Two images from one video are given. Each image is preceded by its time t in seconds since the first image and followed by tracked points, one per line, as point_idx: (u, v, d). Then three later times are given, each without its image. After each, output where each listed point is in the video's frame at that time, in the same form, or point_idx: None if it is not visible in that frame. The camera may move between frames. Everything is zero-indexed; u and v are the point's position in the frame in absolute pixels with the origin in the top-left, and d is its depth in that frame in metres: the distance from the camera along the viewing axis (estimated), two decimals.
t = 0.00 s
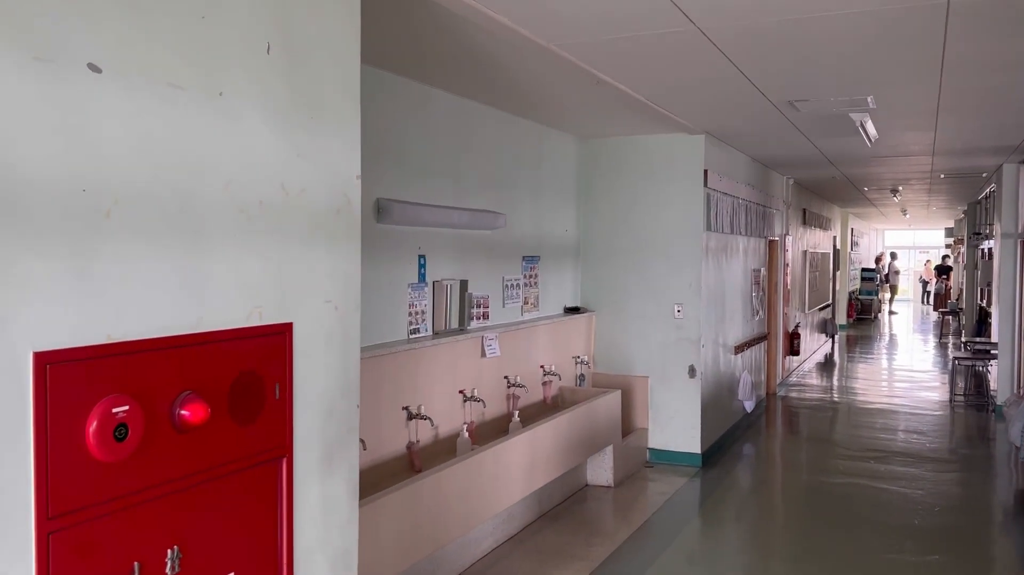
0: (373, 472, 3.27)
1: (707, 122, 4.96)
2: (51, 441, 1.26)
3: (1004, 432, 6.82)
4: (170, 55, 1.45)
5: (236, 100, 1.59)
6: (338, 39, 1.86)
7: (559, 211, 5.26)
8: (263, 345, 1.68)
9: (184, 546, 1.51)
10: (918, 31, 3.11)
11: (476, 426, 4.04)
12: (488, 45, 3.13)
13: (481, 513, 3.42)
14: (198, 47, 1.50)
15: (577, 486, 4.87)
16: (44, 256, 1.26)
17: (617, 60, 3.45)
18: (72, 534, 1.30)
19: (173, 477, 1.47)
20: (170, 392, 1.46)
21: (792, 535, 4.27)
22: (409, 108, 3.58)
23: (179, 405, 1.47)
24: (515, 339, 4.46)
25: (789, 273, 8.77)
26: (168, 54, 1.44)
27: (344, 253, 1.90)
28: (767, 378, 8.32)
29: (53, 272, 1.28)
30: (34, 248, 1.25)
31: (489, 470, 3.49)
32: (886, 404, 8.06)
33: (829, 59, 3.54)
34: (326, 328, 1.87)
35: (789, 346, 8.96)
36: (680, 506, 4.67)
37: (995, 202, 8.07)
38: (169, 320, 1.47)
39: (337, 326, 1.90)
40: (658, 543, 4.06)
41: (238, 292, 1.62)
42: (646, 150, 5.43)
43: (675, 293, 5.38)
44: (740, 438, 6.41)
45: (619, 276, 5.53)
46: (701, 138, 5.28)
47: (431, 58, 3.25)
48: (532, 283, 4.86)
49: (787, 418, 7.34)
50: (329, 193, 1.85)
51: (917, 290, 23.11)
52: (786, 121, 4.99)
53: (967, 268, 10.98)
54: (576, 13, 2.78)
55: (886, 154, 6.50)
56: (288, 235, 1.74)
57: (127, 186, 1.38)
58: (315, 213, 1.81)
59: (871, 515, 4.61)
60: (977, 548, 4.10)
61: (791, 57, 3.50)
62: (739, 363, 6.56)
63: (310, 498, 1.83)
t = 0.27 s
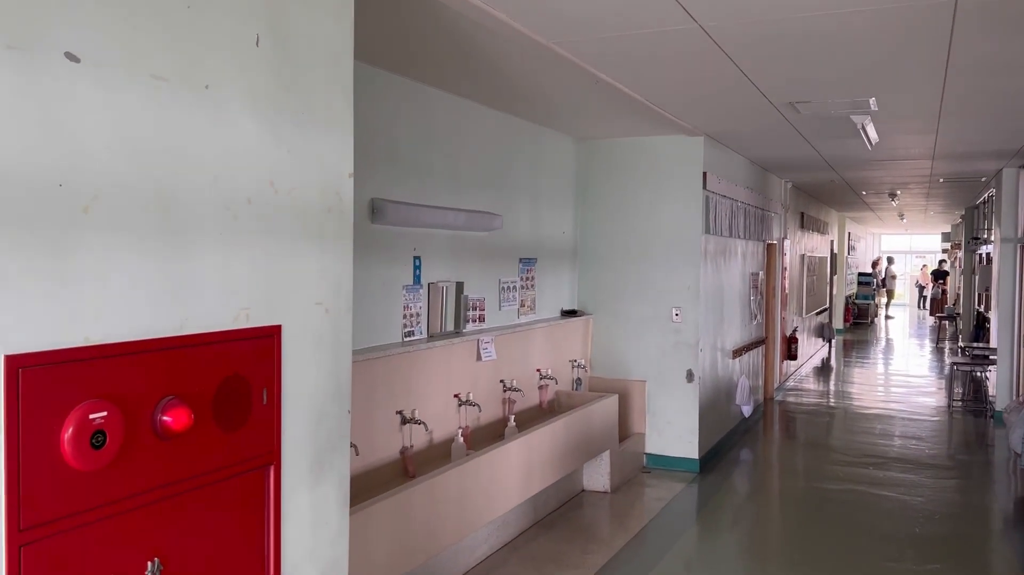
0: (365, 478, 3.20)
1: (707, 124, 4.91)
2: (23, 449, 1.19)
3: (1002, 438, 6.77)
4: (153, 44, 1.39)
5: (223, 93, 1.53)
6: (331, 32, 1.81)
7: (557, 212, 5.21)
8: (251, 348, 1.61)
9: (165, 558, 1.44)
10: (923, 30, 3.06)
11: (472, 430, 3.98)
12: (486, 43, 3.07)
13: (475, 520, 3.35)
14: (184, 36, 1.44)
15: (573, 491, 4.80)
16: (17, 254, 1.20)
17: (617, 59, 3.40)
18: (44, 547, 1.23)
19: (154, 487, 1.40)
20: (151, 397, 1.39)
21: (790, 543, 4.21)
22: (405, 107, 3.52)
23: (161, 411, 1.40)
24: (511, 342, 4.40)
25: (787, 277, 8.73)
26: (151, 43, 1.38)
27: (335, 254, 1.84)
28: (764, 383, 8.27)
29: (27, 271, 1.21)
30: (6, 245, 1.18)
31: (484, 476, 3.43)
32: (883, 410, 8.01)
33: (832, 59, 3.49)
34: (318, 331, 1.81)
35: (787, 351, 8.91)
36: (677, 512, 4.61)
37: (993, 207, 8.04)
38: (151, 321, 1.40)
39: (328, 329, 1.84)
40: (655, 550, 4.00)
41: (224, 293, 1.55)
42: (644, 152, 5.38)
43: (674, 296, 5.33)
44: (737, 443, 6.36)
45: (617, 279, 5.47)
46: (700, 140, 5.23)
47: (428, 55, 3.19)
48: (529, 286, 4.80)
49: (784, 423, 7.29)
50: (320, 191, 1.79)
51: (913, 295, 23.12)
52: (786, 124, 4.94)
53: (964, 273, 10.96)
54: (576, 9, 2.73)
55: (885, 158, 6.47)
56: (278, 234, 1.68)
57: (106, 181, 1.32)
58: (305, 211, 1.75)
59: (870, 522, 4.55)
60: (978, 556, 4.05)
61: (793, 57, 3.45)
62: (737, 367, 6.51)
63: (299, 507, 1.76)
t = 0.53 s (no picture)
0: (361, 483, 3.16)
1: (708, 125, 4.88)
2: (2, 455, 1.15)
3: (1006, 443, 6.71)
4: (141, 38, 1.35)
5: (213, 89, 1.49)
6: (325, 28, 1.77)
7: (557, 214, 5.17)
8: (241, 351, 1.57)
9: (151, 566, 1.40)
10: (928, 30, 3.02)
11: (470, 434, 3.94)
12: (485, 42, 3.05)
13: (473, 525, 3.31)
14: (173, 30, 1.41)
15: (573, 496, 4.76)
16: None
17: (618, 58, 3.37)
18: (25, 555, 1.19)
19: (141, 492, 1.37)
20: (138, 401, 1.36)
21: (792, 548, 4.16)
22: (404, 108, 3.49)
23: (148, 415, 1.36)
24: (510, 345, 4.36)
25: (789, 280, 8.69)
26: (138, 37, 1.34)
27: (329, 255, 1.81)
28: (766, 387, 8.22)
29: (7, 271, 1.17)
30: None
31: (482, 480, 3.39)
32: (886, 414, 7.96)
33: (835, 59, 3.45)
34: (311, 333, 1.77)
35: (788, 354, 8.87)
36: (678, 516, 4.56)
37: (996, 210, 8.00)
38: (138, 323, 1.37)
39: (321, 332, 1.80)
40: (656, 556, 3.95)
41: (214, 294, 1.52)
42: (645, 154, 5.34)
43: (674, 299, 5.29)
44: (738, 448, 6.31)
45: (618, 282, 5.44)
46: (702, 141, 5.20)
47: (427, 54, 3.16)
48: (528, 288, 4.77)
49: (786, 427, 7.25)
50: (313, 190, 1.75)
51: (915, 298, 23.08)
52: (789, 126, 4.91)
53: (966, 277, 10.91)
54: (576, 6, 2.69)
55: (888, 160, 6.43)
56: (270, 234, 1.64)
57: (90, 179, 1.28)
58: (298, 211, 1.71)
59: (872, 528, 4.50)
60: (981, 563, 4.00)
61: (796, 57, 3.41)
62: (738, 370, 6.47)
63: (291, 513, 1.72)
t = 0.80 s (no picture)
0: (359, 487, 3.13)
1: (712, 126, 4.84)
2: None
3: (1015, 447, 6.62)
4: (122, 36, 1.32)
5: (198, 89, 1.46)
6: (315, 27, 1.75)
7: (560, 216, 5.13)
8: (227, 356, 1.54)
9: None
10: (933, 29, 2.97)
11: (471, 438, 3.90)
12: (484, 42, 3.02)
13: (472, 531, 3.28)
14: (155, 28, 1.38)
15: (575, 500, 4.72)
16: None
17: (618, 58, 3.33)
18: None
19: (121, 500, 1.34)
20: (119, 407, 1.33)
21: (796, 553, 4.11)
22: (404, 109, 3.46)
23: (130, 421, 1.33)
24: (511, 348, 4.33)
25: (795, 282, 8.62)
26: (120, 36, 1.32)
27: (319, 258, 1.78)
28: (771, 390, 8.16)
29: None
30: None
31: (482, 484, 3.36)
32: (893, 417, 7.88)
33: (839, 58, 3.40)
34: (301, 338, 1.74)
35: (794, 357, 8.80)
36: (681, 521, 4.51)
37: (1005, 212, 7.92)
38: (119, 328, 1.34)
39: (312, 336, 1.77)
40: (658, 561, 3.91)
41: (200, 298, 1.49)
42: (649, 155, 5.30)
43: (678, 301, 5.25)
44: (743, 451, 6.25)
45: (621, 284, 5.40)
46: (706, 142, 5.15)
47: (426, 54, 3.14)
48: (530, 291, 4.73)
49: (792, 430, 7.18)
50: (303, 192, 1.72)
51: (924, 300, 22.92)
52: (794, 127, 4.86)
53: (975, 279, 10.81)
54: (574, 6, 2.66)
55: (895, 161, 6.36)
56: (258, 236, 1.61)
57: (68, 181, 1.25)
58: (287, 213, 1.69)
59: (877, 533, 4.44)
60: (989, 569, 3.94)
61: (799, 57, 3.37)
62: (743, 373, 6.41)
63: (279, 520, 1.69)
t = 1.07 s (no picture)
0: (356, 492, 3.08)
1: (718, 126, 4.77)
2: None
3: None
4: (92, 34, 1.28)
5: (173, 88, 1.42)
6: (297, 24, 1.71)
7: (564, 217, 5.08)
8: (205, 361, 1.51)
9: None
10: (940, 26, 2.90)
11: (471, 441, 3.86)
12: (482, 41, 2.98)
13: (470, 536, 3.23)
14: (130, 27, 1.35)
15: (578, 504, 4.67)
16: None
17: (619, 57, 3.28)
18: None
19: (92, 511, 1.30)
20: (88, 415, 1.29)
21: (804, 560, 4.03)
22: (402, 109, 3.42)
23: (100, 430, 1.29)
24: (513, 350, 4.28)
25: (805, 283, 8.52)
26: (89, 33, 1.28)
27: (303, 261, 1.74)
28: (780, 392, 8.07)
29: None
30: None
31: (480, 489, 3.31)
32: (904, 420, 7.76)
33: (844, 57, 3.33)
34: (284, 343, 1.71)
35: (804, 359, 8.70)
36: (686, 526, 4.45)
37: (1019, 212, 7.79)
38: (91, 333, 1.30)
39: (295, 341, 1.73)
40: (660, 567, 3.85)
41: (176, 302, 1.46)
42: (654, 155, 5.24)
43: (683, 303, 5.18)
44: (750, 455, 6.18)
45: (626, 285, 5.34)
46: (711, 142, 5.09)
47: (423, 54, 3.10)
48: (533, 292, 4.68)
49: (801, 433, 7.09)
50: (286, 194, 1.69)
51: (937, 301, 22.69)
52: (801, 126, 4.78)
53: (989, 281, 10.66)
54: (571, 4, 2.61)
55: (905, 161, 6.27)
56: (238, 239, 1.57)
57: (34, 183, 1.21)
58: (271, 215, 1.65)
59: (886, 539, 4.35)
60: None
61: (804, 56, 3.30)
62: (751, 376, 6.33)
63: (260, 529, 1.66)
